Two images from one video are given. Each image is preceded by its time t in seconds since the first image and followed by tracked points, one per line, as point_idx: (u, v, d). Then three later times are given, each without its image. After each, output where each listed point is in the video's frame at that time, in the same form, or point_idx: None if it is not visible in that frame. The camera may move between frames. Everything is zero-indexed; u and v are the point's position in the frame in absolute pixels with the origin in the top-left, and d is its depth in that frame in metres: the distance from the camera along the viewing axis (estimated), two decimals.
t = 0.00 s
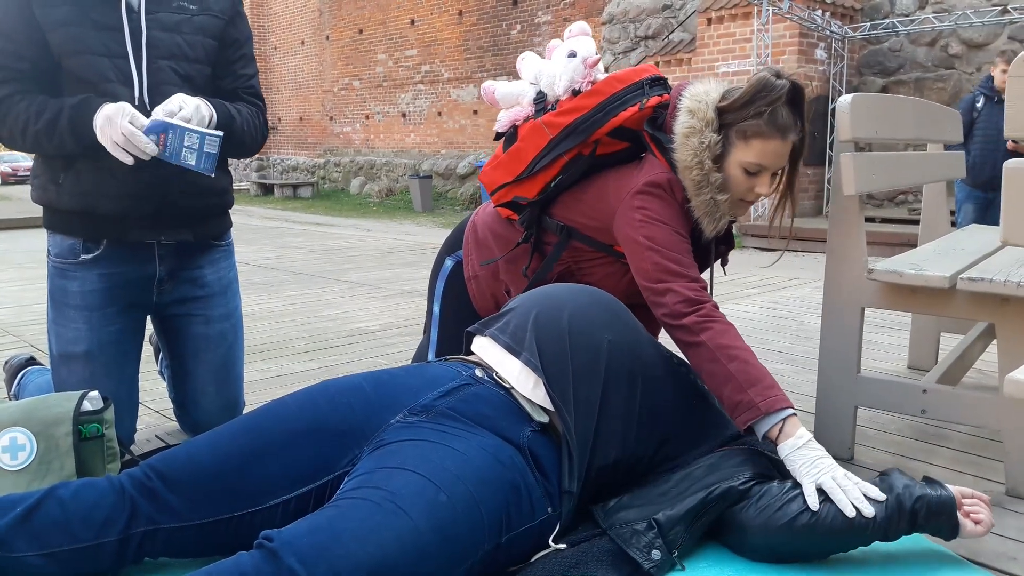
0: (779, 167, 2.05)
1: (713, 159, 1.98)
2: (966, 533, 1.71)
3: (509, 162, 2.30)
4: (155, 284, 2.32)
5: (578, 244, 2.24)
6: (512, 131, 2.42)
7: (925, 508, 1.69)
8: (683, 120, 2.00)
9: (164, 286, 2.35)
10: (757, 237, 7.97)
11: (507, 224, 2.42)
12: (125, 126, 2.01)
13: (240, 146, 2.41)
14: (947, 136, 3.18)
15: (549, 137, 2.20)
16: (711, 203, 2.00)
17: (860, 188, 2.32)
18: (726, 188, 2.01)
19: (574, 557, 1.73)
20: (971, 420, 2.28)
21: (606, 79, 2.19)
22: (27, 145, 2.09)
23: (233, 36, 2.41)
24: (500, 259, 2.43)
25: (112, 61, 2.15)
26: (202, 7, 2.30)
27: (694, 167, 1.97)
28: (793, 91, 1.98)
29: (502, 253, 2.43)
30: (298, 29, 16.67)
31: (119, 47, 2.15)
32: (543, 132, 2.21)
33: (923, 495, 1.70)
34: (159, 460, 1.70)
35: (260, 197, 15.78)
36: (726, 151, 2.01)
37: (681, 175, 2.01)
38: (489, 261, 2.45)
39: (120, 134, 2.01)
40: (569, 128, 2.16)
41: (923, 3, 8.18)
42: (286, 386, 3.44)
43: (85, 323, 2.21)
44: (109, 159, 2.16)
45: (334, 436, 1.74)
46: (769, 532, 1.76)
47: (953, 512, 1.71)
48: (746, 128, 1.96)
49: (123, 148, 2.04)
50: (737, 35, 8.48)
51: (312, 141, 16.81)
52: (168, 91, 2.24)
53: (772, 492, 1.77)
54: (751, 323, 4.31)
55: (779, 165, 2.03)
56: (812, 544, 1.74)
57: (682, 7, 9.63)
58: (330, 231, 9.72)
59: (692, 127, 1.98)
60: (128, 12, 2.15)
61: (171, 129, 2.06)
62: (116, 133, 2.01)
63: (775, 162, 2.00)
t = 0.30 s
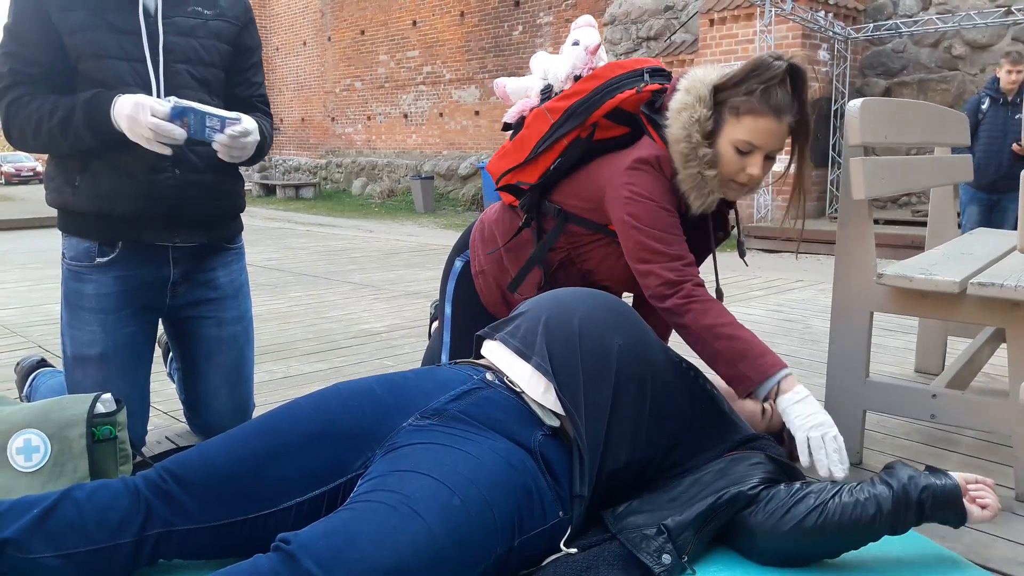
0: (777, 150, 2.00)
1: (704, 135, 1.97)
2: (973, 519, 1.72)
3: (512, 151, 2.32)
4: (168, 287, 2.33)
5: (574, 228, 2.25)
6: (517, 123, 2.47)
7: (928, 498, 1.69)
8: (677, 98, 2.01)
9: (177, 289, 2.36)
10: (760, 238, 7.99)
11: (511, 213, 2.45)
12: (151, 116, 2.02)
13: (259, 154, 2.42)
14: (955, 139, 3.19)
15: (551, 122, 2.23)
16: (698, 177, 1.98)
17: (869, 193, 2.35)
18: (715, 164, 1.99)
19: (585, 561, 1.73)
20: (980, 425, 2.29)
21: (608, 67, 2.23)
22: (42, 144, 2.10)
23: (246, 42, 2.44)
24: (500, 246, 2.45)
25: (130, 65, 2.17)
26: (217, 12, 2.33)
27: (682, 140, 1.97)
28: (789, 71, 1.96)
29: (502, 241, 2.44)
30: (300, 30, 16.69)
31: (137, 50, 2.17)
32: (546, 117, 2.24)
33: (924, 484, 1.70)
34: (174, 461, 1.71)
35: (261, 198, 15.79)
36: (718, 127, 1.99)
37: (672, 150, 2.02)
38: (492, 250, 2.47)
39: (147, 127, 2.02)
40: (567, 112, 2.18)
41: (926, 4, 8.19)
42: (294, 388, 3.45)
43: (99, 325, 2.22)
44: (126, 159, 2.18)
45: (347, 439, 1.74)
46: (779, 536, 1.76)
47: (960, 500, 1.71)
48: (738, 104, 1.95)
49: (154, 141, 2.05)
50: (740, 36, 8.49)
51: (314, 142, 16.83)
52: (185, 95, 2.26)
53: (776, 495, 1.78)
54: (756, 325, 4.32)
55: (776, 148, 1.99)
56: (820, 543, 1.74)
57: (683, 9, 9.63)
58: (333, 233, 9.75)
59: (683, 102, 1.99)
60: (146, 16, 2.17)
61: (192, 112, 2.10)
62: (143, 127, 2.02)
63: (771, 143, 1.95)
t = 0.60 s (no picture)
0: (728, 116, 1.95)
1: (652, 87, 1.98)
2: (993, 517, 1.70)
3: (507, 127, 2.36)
4: (192, 289, 2.37)
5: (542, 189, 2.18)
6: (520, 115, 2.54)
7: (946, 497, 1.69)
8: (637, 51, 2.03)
9: (202, 291, 2.40)
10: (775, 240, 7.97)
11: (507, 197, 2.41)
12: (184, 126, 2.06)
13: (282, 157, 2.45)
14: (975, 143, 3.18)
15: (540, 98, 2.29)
16: (634, 115, 1.95)
17: (888, 197, 2.36)
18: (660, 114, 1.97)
19: (603, 564, 1.74)
20: (1000, 431, 2.29)
21: (589, 47, 2.35)
22: (72, 145, 2.13)
23: (271, 49, 2.48)
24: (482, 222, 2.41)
25: (161, 69, 2.21)
26: (244, 19, 2.37)
27: (628, 82, 1.98)
28: (753, 36, 1.90)
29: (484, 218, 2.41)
30: (314, 31, 16.78)
31: (168, 55, 2.21)
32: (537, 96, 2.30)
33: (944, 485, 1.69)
34: (200, 461, 1.74)
35: (276, 198, 15.88)
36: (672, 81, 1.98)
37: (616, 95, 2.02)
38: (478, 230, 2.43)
39: (180, 137, 2.07)
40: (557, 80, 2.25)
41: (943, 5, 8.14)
42: (312, 388, 3.48)
43: (124, 326, 2.25)
44: (154, 163, 2.21)
45: (369, 440, 1.76)
46: (798, 541, 1.77)
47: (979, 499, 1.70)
48: (693, 59, 1.92)
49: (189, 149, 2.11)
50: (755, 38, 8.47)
51: (328, 143, 16.91)
52: (214, 100, 2.32)
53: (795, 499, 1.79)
54: (773, 329, 4.32)
55: (728, 113, 1.94)
56: (840, 547, 1.76)
57: (698, 9, 9.61)
58: (347, 233, 9.80)
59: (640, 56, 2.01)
60: (177, 23, 2.21)
61: (218, 117, 2.13)
62: (177, 137, 2.07)
63: (718, 105, 1.91)
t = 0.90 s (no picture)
0: (648, 107, 2.09)
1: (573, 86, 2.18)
2: None
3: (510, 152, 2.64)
4: (213, 289, 2.39)
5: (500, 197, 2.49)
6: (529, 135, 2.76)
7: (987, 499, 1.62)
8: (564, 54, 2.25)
9: (223, 291, 2.42)
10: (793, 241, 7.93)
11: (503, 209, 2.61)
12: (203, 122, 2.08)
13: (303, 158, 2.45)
14: (997, 145, 3.16)
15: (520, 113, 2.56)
16: (558, 112, 2.16)
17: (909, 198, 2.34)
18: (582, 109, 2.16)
19: (622, 564, 1.74)
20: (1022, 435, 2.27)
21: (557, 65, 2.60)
22: (96, 146, 2.16)
23: (294, 53, 2.49)
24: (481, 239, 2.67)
25: (186, 71, 2.23)
26: (269, 22, 2.39)
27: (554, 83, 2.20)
28: (659, 28, 2.07)
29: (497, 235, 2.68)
30: (331, 32, 16.86)
31: (192, 57, 2.23)
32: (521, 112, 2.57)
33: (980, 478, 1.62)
34: (219, 459, 1.75)
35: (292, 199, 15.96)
36: (598, 78, 2.17)
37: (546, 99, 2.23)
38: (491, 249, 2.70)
39: (198, 134, 2.08)
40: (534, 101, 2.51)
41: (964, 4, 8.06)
42: (329, 388, 3.50)
43: (146, 326, 2.28)
44: (176, 164, 2.24)
45: (385, 438, 1.77)
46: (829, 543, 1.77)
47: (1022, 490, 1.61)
48: (610, 56, 2.09)
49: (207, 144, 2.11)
50: (773, 38, 8.44)
51: (344, 144, 16.98)
52: (239, 102, 2.33)
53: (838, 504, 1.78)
54: (790, 330, 4.30)
55: (645, 106, 2.08)
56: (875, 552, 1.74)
57: (715, 10, 9.58)
58: (364, 234, 9.84)
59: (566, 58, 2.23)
60: (203, 25, 2.23)
61: (238, 115, 2.16)
62: (195, 133, 2.08)
63: (634, 97, 2.05)
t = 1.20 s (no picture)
0: (610, 103, 2.16)
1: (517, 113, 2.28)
2: None
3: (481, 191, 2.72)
4: (233, 289, 2.41)
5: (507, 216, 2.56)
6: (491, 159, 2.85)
7: (1008, 513, 1.76)
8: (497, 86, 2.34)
9: (242, 290, 2.44)
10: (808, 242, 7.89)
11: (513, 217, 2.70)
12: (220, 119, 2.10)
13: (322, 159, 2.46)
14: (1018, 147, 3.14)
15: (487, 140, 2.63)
16: (511, 144, 2.26)
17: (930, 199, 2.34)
18: (531, 132, 2.25)
19: (641, 565, 1.75)
20: None
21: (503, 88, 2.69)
22: (118, 145, 2.18)
23: (315, 55, 2.51)
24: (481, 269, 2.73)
25: (208, 71, 2.25)
26: (290, 24, 2.41)
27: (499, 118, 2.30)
28: (605, 27, 2.13)
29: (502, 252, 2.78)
30: (346, 33, 16.93)
31: (215, 57, 2.25)
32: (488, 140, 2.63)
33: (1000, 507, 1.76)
34: (239, 458, 1.76)
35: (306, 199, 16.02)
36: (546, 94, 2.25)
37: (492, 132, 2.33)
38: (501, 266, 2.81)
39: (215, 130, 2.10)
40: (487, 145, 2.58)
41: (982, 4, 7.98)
42: (346, 387, 3.51)
43: (167, 325, 2.30)
44: (195, 163, 2.25)
45: (405, 439, 1.78)
46: (852, 542, 1.77)
47: None
48: (568, 65, 2.15)
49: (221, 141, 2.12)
50: (788, 37, 8.44)
51: (359, 144, 17.03)
52: (260, 102, 2.35)
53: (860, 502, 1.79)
54: (806, 332, 4.28)
55: (610, 103, 2.17)
56: (891, 554, 1.77)
57: (730, 10, 9.55)
58: (378, 234, 9.87)
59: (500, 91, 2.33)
60: (226, 26, 2.26)
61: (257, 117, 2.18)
62: (211, 130, 2.09)
63: (596, 97, 2.13)
